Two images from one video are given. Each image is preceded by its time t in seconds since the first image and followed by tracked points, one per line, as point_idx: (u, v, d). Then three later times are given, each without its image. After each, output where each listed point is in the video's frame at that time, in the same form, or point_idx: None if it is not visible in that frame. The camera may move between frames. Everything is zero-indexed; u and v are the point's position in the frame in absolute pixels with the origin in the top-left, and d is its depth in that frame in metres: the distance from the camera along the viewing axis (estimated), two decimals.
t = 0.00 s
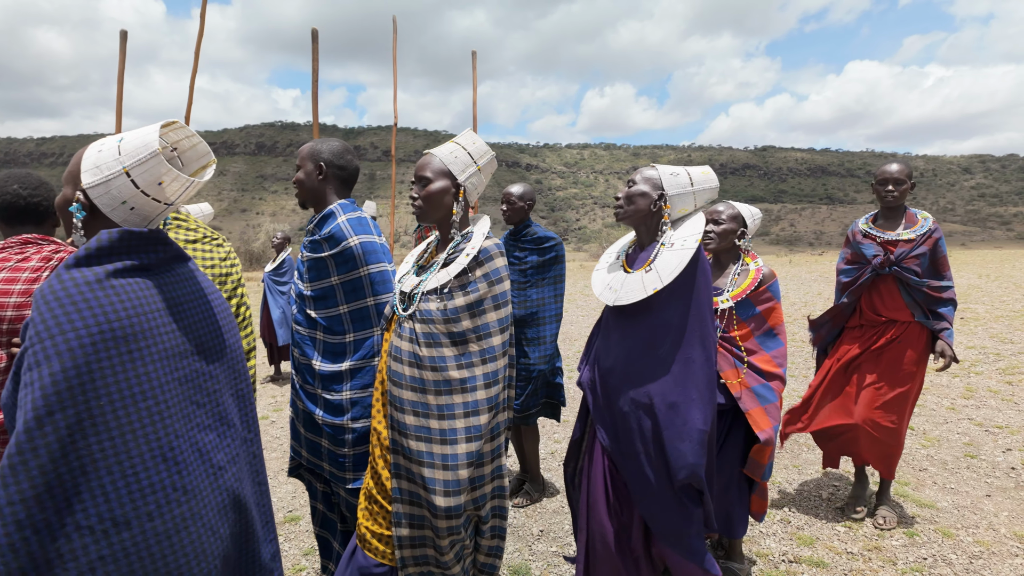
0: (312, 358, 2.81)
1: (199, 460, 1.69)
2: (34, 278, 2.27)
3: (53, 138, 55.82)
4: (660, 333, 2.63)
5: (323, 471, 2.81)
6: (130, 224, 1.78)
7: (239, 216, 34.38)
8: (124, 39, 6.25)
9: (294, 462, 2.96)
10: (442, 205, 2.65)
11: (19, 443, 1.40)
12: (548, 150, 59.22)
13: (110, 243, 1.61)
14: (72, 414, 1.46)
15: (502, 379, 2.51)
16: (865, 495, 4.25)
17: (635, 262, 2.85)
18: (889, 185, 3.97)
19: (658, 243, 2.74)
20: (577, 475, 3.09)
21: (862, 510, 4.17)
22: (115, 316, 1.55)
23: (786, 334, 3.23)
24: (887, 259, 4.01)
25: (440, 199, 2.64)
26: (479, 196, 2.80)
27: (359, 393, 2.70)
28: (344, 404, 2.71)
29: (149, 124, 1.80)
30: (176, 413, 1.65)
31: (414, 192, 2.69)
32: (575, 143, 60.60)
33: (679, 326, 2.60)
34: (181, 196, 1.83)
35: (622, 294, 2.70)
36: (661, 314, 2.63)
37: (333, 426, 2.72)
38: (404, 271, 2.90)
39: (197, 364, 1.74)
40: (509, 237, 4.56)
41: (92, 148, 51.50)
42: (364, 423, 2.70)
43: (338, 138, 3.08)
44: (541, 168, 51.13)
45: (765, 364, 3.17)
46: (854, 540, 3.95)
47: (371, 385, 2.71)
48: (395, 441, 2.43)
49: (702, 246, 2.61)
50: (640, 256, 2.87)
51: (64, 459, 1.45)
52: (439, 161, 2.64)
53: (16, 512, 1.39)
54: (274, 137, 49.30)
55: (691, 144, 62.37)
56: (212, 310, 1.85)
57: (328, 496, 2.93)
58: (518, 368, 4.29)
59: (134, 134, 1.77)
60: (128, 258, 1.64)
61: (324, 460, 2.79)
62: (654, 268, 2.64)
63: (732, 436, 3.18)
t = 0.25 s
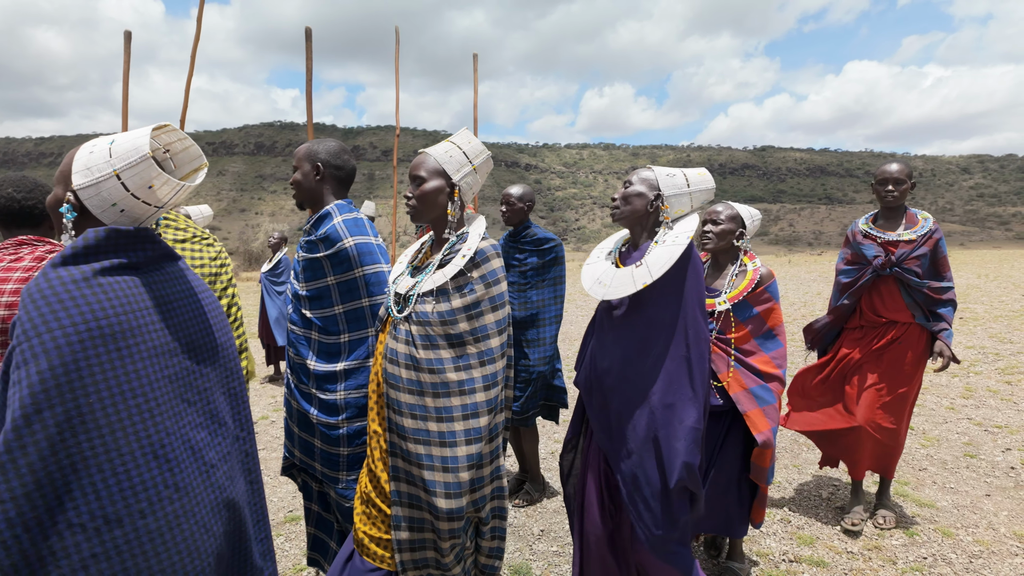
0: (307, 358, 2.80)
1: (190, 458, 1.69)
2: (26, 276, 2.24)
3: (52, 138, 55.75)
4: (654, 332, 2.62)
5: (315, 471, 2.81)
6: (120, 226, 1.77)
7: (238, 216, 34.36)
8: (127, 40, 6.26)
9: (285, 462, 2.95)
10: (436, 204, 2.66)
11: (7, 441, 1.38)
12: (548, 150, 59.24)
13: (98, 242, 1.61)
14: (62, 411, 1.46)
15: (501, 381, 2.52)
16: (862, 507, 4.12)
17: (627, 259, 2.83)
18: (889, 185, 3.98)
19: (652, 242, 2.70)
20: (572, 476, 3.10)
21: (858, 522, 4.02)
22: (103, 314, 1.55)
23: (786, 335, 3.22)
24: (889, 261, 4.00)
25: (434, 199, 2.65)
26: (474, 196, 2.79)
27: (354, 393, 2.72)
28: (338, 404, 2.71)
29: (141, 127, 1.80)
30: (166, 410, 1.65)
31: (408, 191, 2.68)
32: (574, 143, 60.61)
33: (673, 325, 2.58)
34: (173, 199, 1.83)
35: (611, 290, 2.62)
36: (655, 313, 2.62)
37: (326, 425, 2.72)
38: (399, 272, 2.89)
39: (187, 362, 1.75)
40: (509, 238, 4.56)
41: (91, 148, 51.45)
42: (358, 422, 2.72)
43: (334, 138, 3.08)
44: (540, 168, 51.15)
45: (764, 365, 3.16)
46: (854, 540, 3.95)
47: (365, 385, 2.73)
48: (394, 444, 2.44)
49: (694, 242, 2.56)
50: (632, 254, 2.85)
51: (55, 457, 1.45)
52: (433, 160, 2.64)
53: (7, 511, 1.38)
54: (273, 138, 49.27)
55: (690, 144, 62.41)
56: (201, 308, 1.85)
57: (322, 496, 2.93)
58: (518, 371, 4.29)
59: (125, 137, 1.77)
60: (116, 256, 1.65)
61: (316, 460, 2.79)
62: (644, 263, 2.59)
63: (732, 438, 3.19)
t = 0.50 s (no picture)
0: (304, 359, 2.81)
1: (184, 455, 1.69)
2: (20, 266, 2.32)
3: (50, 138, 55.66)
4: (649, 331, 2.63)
5: (310, 472, 2.81)
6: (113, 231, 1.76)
7: (237, 216, 34.34)
8: (131, 40, 6.27)
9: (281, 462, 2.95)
10: (430, 204, 2.65)
11: None
12: (547, 150, 59.25)
13: (85, 240, 1.62)
14: (52, 408, 1.46)
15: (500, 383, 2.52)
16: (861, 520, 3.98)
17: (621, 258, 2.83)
18: (889, 185, 3.98)
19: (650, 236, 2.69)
20: (570, 477, 3.11)
21: (855, 533, 3.89)
22: (91, 312, 1.55)
23: (784, 334, 3.23)
24: (890, 261, 3.99)
25: (428, 199, 2.64)
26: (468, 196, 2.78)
27: (350, 394, 2.70)
28: (334, 405, 2.71)
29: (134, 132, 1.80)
30: (157, 408, 1.65)
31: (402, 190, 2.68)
32: (573, 144, 60.63)
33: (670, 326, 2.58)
34: (166, 202, 1.82)
35: (598, 276, 2.57)
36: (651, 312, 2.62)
37: (322, 426, 2.72)
38: (392, 272, 2.82)
39: (178, 360, 1.75)
40: (508, 239, 4.56)
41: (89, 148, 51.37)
42: (353, 423, 2.71)
43: (330, 139, 3.08)
44: (540, 168, 51.15)
45: (762, 364, 3.19)
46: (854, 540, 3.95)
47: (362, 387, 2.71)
48: (392, 448, 2.43)
49: (689, 238, 2.54)
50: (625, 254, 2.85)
51: (47, 453, 1.45)
52: (428, 160, 2.63)
53: None
54: (272, 138, 49.26)
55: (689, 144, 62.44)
56: (193, 307, 1.86)
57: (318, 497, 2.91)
58: (518, 372, 4.29)
59: (119, 141, 1.77)
60: (105, 255, 1.65)
61: (311, 460, 2.79)
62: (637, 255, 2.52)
63: (732, 440, 3.18)
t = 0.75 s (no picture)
0: (303, 360, 2.80)
1: (173, 449, 1.69)
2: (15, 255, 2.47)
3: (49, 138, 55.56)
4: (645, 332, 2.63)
5: (306, 473, 2.80)
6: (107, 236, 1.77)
7: (236, 216, 34.32)
8: (139, 39, 6.29)
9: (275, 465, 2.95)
10: (422, 205, 2.66)
11: None
12: (546, 150, 59.24)
13: (75, 237, 1.61)
14: (42, 400, 1.45)
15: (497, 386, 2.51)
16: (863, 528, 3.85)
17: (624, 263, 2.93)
18: (888, 186, 3.99)
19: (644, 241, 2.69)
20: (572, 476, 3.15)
21: (854, 539, 3.77)
22: (81, 306, 1.56)
23: (782, 331, 3.22)
24: (890, 262, 3.99)
25: (420, 199, 2.65)
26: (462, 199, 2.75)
27: (348, 393, 2.71)
28: (333, 405, 2.70)
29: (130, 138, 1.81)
30: (146, 402, 1.65)
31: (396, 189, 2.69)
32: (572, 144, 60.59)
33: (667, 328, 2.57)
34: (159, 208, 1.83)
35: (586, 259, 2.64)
36: (649, 315, 2.62)
37: (320, 426, 2.72)
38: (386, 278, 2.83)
39: (167, 356, 1.75)
40: (506, 239, 4.55)
41: (88, 149, 51.33)
42: (351, 424, 2.70)
43: (326, 140, 3.09)
44: (539, 168, 51.16)
45: (761, 362, 3.19)
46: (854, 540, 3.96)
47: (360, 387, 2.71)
48: (390, 454, 2.43)
49: (684, 240, 2.56)
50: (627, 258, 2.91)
51: (37, 445, 1.44)
52: (422, 160, 2.64)
53: None
54: (271, 138, 49.23)
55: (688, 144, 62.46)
56: (182, 304, 1.86)
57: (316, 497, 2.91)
58: (519, 372, 4.28)
59: (113, 146, 1.78)
60: (95, 251, 1.66)
61: (307, 462, 2.78)
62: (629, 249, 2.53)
63: (731, 442, 3.18)
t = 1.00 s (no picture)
0: (304, 360, 2.81)
1: (164, 446, 1.69)
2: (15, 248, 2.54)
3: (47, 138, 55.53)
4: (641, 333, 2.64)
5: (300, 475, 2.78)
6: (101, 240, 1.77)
7: (236, 216, 34.31)
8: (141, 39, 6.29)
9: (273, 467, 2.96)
10: (413, 206, 2.65)
11: None
12: (545, 150, 59.26)
13: (68, 236, 1.63)
14: (33, 394, 1.46)
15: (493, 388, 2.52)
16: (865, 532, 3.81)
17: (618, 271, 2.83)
18: (886, 187, 3.99)
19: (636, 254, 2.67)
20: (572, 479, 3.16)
21: (858, 545, 3.74)
22: (73, 303, 1.56)
23: (780, 330, 3.24)
24: (890, 263, 3.99)
25: (412, 199, 2.63)
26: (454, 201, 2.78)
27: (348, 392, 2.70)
28: (332, 404, 2.70)
29: (124, 142, 1.82)
30: (137, 399, 1.65)
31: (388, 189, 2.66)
32: (572, 144, 60.62)
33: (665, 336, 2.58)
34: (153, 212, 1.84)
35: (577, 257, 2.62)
36: (647, 323, 2.62)
37: (319, 425, 2.71)
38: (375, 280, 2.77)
39: (159, 354, 1.75)
40: (503, 239, 4.55)
41: (87, 148, 51.28)
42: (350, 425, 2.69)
43: (322, 140, 3.10)
44: (539, 168, 51.18)
45: (758, 361, 3.19)
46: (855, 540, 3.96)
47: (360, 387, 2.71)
48: (384, 459, 2.42)
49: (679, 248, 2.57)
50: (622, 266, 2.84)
51: (28, 439, 1.45)
52: (416, 160, 2.63)
53: None
54: (271, 138, 49.21)
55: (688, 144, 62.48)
56: (175, 303, 1.87)
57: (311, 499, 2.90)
58: (519, 372, 4.28)
59: (108, 150, 1.78)
60: (87, 249, 1.67)
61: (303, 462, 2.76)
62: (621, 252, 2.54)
63: (727, 445, 3.18)
